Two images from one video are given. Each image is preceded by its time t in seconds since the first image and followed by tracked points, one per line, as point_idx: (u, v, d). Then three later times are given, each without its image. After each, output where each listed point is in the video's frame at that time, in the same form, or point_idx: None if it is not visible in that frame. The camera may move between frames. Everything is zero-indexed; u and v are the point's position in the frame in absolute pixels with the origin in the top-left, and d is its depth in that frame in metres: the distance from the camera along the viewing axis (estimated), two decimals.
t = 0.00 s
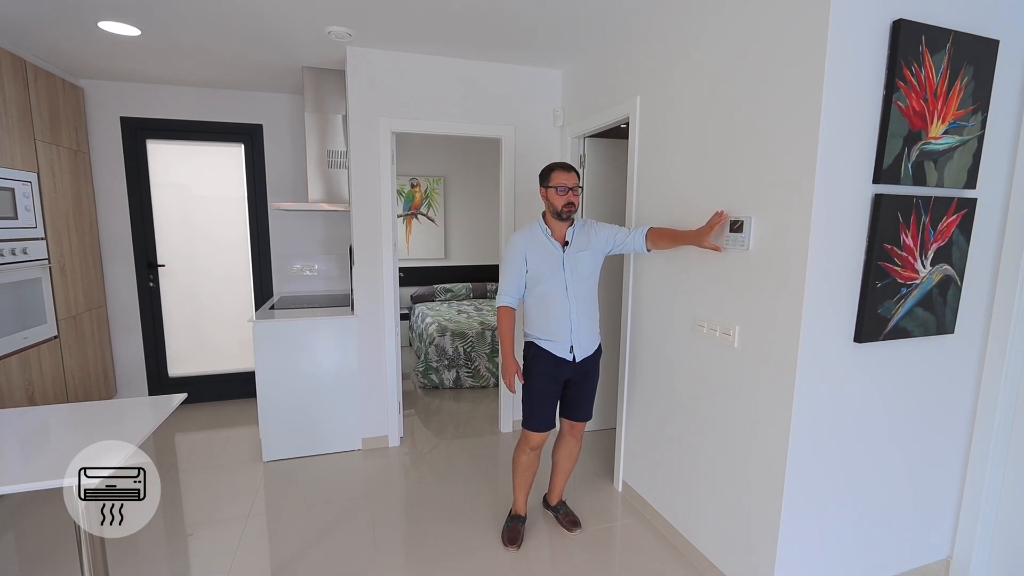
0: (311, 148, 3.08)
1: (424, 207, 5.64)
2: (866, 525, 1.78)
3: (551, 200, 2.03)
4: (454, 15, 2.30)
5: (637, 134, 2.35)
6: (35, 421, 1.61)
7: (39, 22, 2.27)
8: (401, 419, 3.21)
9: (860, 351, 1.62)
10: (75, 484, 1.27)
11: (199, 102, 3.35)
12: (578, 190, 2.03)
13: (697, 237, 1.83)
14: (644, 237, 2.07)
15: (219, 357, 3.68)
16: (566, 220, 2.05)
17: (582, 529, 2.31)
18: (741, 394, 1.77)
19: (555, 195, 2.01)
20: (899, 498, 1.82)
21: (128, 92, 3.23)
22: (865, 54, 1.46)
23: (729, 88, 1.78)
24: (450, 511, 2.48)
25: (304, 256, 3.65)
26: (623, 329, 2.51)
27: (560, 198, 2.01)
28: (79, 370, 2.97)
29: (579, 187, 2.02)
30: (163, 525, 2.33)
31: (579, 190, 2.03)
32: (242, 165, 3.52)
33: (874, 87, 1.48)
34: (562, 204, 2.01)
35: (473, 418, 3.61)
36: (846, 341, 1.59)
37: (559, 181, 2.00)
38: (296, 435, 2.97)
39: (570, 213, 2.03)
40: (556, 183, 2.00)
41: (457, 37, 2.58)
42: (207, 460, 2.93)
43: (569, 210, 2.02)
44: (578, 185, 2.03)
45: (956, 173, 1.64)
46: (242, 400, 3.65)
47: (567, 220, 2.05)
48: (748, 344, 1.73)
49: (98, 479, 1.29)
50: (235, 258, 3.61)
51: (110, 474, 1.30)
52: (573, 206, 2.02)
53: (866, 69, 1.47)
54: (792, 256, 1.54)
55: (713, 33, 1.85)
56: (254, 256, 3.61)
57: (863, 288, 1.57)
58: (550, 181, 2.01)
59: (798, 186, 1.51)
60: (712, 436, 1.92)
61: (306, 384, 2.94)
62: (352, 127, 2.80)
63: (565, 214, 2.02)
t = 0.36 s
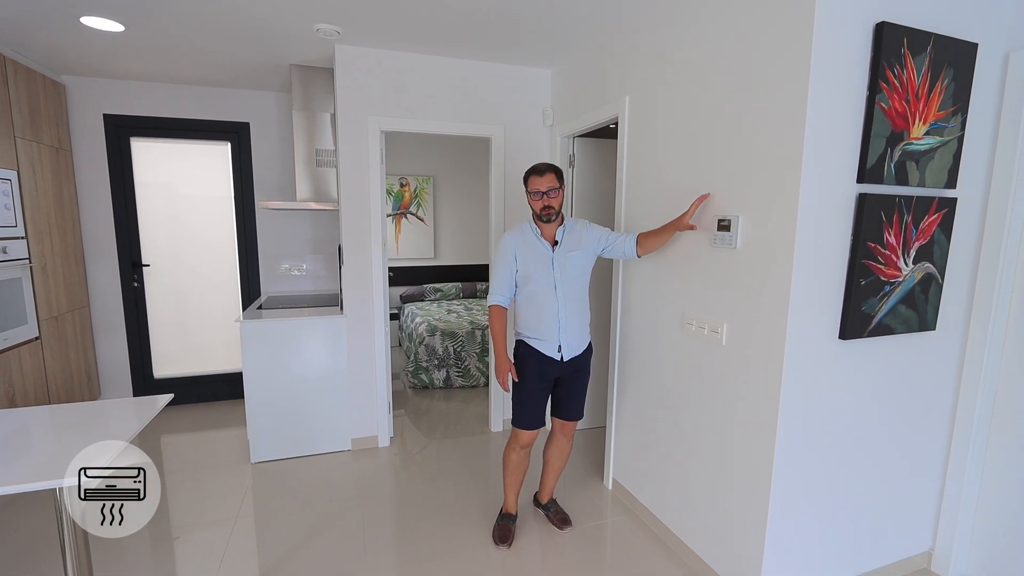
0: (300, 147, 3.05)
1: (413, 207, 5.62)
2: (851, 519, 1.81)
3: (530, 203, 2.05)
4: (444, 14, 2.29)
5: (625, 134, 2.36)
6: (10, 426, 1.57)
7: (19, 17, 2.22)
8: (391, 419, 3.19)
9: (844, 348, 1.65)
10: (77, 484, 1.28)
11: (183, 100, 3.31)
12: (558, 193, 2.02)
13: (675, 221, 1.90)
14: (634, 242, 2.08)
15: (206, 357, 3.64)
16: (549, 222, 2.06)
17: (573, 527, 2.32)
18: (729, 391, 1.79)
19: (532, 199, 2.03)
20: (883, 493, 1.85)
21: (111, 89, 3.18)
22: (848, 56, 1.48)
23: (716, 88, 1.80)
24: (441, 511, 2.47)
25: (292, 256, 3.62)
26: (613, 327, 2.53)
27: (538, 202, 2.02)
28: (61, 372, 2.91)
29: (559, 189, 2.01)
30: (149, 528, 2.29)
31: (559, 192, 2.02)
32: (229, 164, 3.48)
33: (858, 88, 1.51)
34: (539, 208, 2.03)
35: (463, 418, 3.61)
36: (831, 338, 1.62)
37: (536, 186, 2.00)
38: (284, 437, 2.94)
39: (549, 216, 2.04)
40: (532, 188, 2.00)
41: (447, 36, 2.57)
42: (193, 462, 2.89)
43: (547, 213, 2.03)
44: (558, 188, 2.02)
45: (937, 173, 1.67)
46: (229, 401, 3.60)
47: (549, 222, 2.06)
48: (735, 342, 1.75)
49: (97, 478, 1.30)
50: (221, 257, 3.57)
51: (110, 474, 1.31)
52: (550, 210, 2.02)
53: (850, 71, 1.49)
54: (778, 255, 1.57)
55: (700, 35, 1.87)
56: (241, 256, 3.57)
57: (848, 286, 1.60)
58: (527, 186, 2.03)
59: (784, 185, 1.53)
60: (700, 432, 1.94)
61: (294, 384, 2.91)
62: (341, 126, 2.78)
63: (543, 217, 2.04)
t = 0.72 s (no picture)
0: (292, 145, 3.04)
1: (406, 206, 5.60)
2: (842, 515, 1.83)
3: (525, 201, 2.05)
4: (437, 13, 2.29)
5: (619, 133, 2.37)
6: None
7: (5, 13, 2.19)
8: (385, 419, 3.18)
9: (835, 346, 1.67)
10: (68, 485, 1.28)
11: (173, 97, 3.27)
12: (552, 191, 2.03)
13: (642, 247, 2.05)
14: (623, 255, 2.14)
15: (196, 358, 3.60)
16: (544, 220, 2.06)
17: (567, 525, 2.33)
18: (721, 388, 1.80)
19: (528, 196, 2.03)
20: (872, 489, 1.87)
21: (99, 86, 3.14)
22: (838, 57, 1.50)
23: (708, 88, 1.81)
24: (435, 510, 2.47)
25: (284, 255, 3.59)
26: (606, 326, 2.54)
27: (533, 199, 2.02)
28: (49, 373, 2.87)
29: (554, 187, 2.02)
30: (139, 530, 2.27)
31: (555, 189, 2.03)
32: (220, 162, 3.45)
33: (848, 88, 1.53)
34: (535, 206, 2.02)
35: (456, 417, 3.60)
36: (822, 336, 1.64)
37: (531, 183, 2.00)
38: (276, 437, 2.91)
39: (545, 214, 2.04)
40: (528, 185, 2.01)
41: (440, 34, 2.57)
42: (184, 463, 2.86)
43: (543, 211, 2.03)
44: (553, 185, 2.03)
45: (925, 172, 1.70)
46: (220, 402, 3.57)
47: (545, 220, 2.06)
48: (728, 340, 1.77)
49: (96, 478, 1.31)
50: (212, 257, 3.53)
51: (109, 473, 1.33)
52: (546, 207, 2.03)
53: (841, 71, 1.51)
54: (769, 253, 1.58)
55: (692, 35, 1.88)
56: (232, 255, 3.53)
57: (838, 285, 1.62)
58: (523, 183, 2.03)
59: (776, 183, 1.55)
60: (693, 430, 1.95)
61: (286, 385, 2.89)
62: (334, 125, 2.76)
63: (539, 215, 2.04)
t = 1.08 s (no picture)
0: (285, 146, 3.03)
1: (399, 207, 5.59)
2: (832, 511, 1.86)
3: (528, 196, 2.05)
4: (432, 14, 2.30)
5: (612, 134, 2.39)
6: None
7: None
8: (378, 420, 3.18)
9: (825, 343, 1.69)
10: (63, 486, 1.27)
11: (165, 97, 3.25)
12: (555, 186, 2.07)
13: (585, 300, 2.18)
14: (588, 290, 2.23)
15: (188, 360, 3.57)
16: (544, 216, 2.08)
17: (561, 524, 2.34)
18: (714, 386, 1.82)
19: (533, 190, 2.03)
20: (862, 485, 1.90)
21: (88, 85, 3.11)
22: (827, 60, 1.53)
23: (700, 90, 1.83)
24: (430, 511, 2.47)
25: (277, 256, 3.58)
26: (600, 325, 2.55)
27: (538, 194, 2.03)
28: (37, 376, 2.84)
29: (557, 182, 2.05)
30: (130, 533, 2.25)
31: (556, 185, 2.06)
32: (211, 162, 3.43)
33: (837, 91, 1.56)
34: (540, 199, 2.04)
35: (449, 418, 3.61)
36: (812, 335, 1.67)
37: (536, 177, 2.02)
38: (268, 438, 2.90)
39: (548, 209, 2.06)
40: (533, 178, 2.02)
41: (434, 35, 2.58)
42: (175, 466, 2.84)
43: (547, 205, 2.05)
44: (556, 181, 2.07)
45: (911, 173, 1.73)
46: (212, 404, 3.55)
47: (546, 216, 2.08)
48: (720, 338, 1.79)
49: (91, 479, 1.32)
50: (204, 257, 3.51)
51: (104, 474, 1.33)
52: (550, 202, 2.05)
53: (830, 74, 1.54)
54: (760, 253, 1.61)
55: (684, 37, 1.90)
56: (224, 256, 3.51)
57: (828, 283, 1.65)
58: (527, 177, 2.04)
59: (767, 184, 1.57)
60: (686, 427, 1.97)
61: (280, 386, 2.88)
62: (327, 125, 2.76)
63: (543, 209, 2.05)
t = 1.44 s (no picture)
0: (277, 146, 3.01)
1: (390, 208, 5.58)
2: (820, 506, 1.90)
3: (521, 195, 2.08)
4: (425, 16, 2.31)
5: (604, 137, 2.42)
6: None
7: None
8: (371, 421, 3.18)
9: (813, 342, 1.73)
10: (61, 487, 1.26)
11: (154, 97, 3.22)
12: (547, 185, 2.10)
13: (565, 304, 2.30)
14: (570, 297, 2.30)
15: (177, 361, 3.54)
16: (536, 214, 2.10)
17: (555, 522, 2.36)
18: (704, 385, 1.86)
19: (525, 188, 2.06)
20: (849, 479, 1.94)
21: (76, 84, 3.07)
22: (814, 65, 1.57)
23: (690, 93, 1.87)
24: (424, 511, 2.48)
25: (268, 257, 3.56)
26: (592, 325, 2.58)
27: (530, 193, 2.06)
28: (24, 378, 2.79)
29: (549, 182, 2.08)
30: (121, 537, 2.23)
31: (549, 185, 2.09)
32: (202, 163, 3.41)
33: (823, 95, 1.60)
34: (532, 198, 2.06)
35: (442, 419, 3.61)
36: (801, 333, 1.70)
37: (529, 176, 2.06)
38: (260, 440, 2.88)
39: (540, 208, 2.08)
40: (527, 177, 2.05)
41: (427, 37, 2.59)
42: (165, 469, 2.81)
43: (539, 204, 2.07)
44: (547, 181, 2.10)
45: (895, 175, 1.78)
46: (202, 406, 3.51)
47: (537, 215, 2.10)
48: (711, 337, 1.82)
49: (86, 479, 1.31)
50: (194, 258, 3.48)
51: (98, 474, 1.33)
52: (542, 201, 2.07)
53: (817, 78, 1.58)
54: (749, 254, 1.64)
55: (675, 42, 1.94)
56: (214, 257, 3.48)
57: (815, 283, 1.68)
58: (520, 176, 2.06)
59: (756, 186, 1.61)
60: (677, 425, 2.00)
61: (272, 387, 2.87)
62: (320, 126, 2.76)
63: (535, 208, 2.07)
